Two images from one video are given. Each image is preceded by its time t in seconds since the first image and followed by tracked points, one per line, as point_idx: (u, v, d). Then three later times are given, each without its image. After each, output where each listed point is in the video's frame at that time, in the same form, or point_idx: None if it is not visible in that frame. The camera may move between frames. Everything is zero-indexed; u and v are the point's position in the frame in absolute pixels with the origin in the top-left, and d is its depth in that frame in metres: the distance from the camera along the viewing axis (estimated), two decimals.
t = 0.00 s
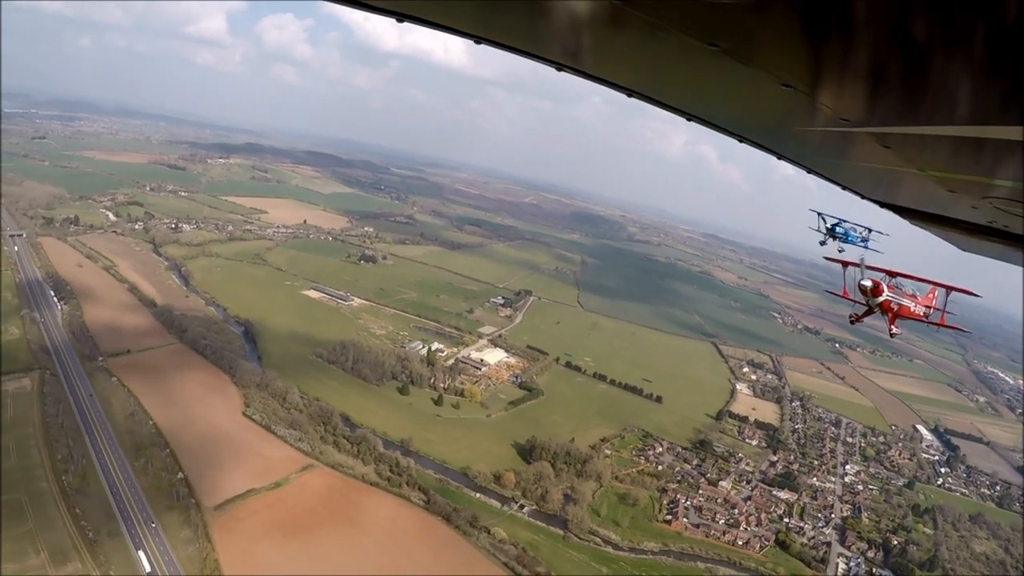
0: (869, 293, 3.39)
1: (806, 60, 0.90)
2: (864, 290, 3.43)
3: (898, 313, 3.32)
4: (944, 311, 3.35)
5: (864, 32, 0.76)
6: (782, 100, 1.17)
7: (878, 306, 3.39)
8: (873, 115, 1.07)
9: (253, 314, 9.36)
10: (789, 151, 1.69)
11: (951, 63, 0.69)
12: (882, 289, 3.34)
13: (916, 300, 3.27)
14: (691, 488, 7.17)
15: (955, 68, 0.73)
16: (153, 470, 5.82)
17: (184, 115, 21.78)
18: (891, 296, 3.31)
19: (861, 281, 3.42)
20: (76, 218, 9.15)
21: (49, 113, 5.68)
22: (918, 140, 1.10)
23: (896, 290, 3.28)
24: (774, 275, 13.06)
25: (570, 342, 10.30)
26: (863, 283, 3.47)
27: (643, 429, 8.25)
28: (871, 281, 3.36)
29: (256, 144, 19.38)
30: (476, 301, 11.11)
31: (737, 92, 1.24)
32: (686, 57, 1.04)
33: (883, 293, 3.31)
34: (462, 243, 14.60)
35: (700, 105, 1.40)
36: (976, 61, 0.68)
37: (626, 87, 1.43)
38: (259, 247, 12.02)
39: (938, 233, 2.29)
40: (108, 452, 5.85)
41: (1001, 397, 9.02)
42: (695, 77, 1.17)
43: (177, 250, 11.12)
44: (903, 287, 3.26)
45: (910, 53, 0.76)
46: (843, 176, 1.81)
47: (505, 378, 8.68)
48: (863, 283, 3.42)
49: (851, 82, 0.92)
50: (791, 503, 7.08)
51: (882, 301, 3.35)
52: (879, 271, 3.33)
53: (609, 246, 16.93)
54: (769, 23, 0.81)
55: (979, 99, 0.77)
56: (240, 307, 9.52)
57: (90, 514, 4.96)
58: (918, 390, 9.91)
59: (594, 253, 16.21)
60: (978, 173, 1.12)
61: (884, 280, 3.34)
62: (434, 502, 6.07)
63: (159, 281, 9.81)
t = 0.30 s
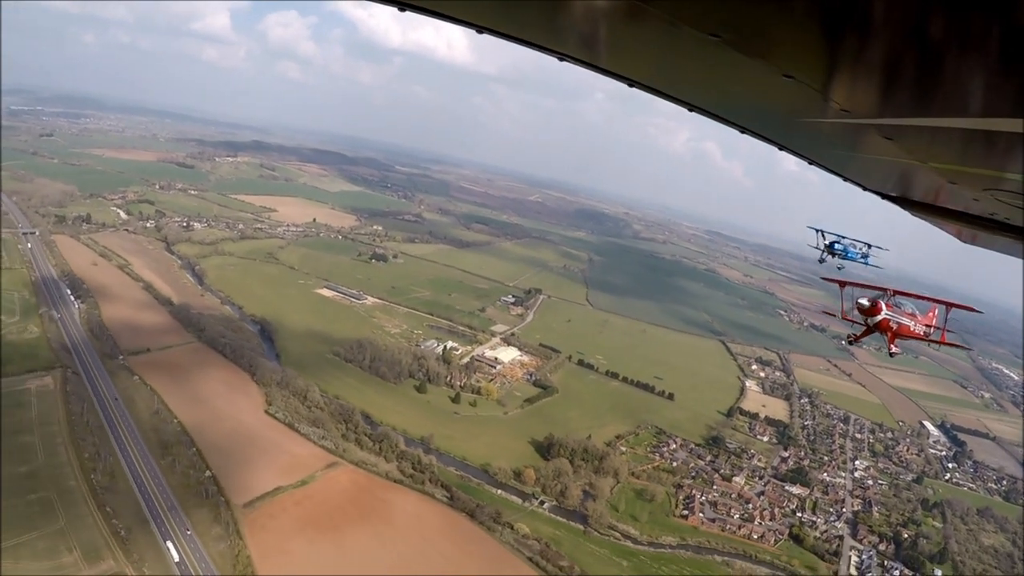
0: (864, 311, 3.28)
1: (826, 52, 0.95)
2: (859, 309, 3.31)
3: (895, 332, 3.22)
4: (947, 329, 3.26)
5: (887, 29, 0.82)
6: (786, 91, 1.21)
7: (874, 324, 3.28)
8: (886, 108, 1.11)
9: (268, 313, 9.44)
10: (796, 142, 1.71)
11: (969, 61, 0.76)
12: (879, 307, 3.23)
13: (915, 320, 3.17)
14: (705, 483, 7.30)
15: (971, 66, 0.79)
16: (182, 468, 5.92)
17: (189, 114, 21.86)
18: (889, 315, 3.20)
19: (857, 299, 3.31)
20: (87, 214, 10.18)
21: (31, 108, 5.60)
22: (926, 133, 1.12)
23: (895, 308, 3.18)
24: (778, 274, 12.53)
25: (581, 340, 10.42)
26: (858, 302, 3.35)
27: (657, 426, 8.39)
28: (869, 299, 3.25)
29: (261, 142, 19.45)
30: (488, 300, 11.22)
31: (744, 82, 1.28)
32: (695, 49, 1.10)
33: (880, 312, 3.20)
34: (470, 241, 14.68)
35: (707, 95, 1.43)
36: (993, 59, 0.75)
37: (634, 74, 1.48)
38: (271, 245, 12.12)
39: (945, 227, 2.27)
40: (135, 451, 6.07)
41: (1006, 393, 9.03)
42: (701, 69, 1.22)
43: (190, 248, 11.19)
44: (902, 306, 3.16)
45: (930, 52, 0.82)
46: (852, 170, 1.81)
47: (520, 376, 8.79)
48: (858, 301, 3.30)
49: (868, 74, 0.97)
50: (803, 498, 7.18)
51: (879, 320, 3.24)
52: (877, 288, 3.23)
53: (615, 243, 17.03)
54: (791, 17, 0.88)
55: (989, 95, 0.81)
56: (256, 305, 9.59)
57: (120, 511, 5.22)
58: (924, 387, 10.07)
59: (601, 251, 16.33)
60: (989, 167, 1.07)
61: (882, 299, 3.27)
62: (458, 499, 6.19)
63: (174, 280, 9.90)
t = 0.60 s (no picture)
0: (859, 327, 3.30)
1: (839, 54, 0.91)
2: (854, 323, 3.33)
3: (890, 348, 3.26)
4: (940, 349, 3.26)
5: (904, 29, 0.79)
6: (791, 95, 1.16)
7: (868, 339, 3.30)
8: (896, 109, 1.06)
9: (282, 320, 9.52)
10: (797, 142, 1.66)
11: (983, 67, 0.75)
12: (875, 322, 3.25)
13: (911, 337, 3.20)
14: (720, 486, 7.41)
15: (984, 68, 0.78)
16: (209, 475, 5.98)
17: (195, 122, 22.08)
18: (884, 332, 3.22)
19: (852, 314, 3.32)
20: (97, 222, 10.67)
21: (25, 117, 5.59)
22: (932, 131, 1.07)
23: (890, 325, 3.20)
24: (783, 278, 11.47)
25: (591, 346, 10.55)
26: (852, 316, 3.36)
27: (669, 430, 8.50)
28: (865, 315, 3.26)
29: (265, 149, 19.58)
30: (498, 306, 11.36)
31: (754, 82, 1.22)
32: (698, 51, 1.05)
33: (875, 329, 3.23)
34: (477, 248, 14.82)
35: (711, 93, 1.37)
36: (1004, 66, 0.74)
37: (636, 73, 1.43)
38: (282, 252, 12.23)
39: (945, 228, 2.23)
40: (161, 458, 6.13)
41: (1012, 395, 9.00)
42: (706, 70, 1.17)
43: (201, 255, 11.26)
44: (897, 324, 3.19)
45: (943, 56, 0.80)
46: (856, 171, 1.76)
47: (534, 382, 8.91)
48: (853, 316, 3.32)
49: (881, 75, 0.93)
50: (815, 500, 7.19)
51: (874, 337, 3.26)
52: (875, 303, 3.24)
53: (619, 249, 17.19)
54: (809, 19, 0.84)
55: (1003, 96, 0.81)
56: (269, 313, 9.67)
57: (151, 519, 5.29)
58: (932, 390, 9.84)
59: (605, 256, 16.49)
60: (996, 170, 1.08)
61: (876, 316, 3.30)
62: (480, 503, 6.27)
63: (187, 287, 9.98)
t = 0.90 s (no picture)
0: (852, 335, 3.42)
1: (853, 52, 0.94)
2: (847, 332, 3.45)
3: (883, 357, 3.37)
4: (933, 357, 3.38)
5: (916, 31, 0.81)
6: (801, 95, 1.24)
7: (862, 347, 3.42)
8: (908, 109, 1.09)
9: (296, 334, 9.61)
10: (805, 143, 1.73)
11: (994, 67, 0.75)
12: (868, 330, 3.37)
13: (905, 346, 3.33)
14: (733, 493, 7.53)
15: (993, 69, 0.79)
16: (234, 488, 6.03)
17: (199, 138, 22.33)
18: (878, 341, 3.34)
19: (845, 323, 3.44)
20: (105, 236, 10.85)
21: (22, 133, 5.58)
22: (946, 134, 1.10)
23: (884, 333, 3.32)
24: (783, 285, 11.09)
25: (600, 357, 10.70)
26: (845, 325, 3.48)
27: (681, 439, 8.64)
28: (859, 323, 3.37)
29: (268, 162, 19.75)
30: (507, 318, 11.51)
31: (763, 81, 1.29)
32: (711, 49, 1.12)
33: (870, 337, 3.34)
34: (483, 259, 14.98)
35: (720, 94, 1.46)
36: (1013, 67, 0.76)
37: (650, 75, 1.52)
38: (292, 265, 12.36)
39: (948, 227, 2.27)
40: (183, 471, 6.15)
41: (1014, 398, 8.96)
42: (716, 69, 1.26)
43: (211, 269, 11.34)
44: (892, 331, 3.29)
45: (954, 57, 0.81)
46: (864, 170, 1.80)
47: (546, 393, 9.03)
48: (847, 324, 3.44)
49: (894, 75, 0.95)
50: (826, 504, 7.27)
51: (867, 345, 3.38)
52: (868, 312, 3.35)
53: (622, 259, 17.40)
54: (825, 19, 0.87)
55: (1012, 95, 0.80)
56: (282, 326, 9.76)
57: (179, 532, 5.35)
58: (936, 395, 9.89)
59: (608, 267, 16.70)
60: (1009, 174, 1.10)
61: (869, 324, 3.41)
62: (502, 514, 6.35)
63: (198, 301, 10.06)
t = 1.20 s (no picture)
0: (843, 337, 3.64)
1: (858, 56, 0.98)
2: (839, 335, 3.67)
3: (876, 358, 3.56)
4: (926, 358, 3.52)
5: (924, 38, 0.86)
6: (809, 100, 1.28)
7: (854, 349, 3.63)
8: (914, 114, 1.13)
9: (307, 344, 9.69)
10: (807, 148, 1.75)
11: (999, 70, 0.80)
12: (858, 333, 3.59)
13: (896, 346, 3.52)
14: (742, 497, 7.67)
15: (997, 76, 0.83)
16: (257, 499, 6.09)
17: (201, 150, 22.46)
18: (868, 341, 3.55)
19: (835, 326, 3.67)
20: (112, 248, 10.95)
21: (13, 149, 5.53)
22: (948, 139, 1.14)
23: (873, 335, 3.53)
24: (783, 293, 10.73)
25: (607, 365, 10.86)
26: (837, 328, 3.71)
27: (689, 445, 8.79)
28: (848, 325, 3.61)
29: (269, 172, 19.83)
30: (514, 328, 11.64)
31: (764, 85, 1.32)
32: (716, 52, 1.16)
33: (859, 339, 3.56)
34: (486, 269, 15.12)
35: (726, 98, 1.49)
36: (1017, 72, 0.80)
37: (654, 78, 1.56)
38: (298, 276, 12.43)
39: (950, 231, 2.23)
40: (205, 482, 6.18)
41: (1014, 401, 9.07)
42: (724, 73, 1.30)
43: (218, 280, 11.38)
44: (882, 332, 3.50)
45: (960, 61, 0.85)
46: (866, 174, 1.81)
47: (556, 401, 9.16)
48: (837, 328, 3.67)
49: (900, 78, 0.99)
50: (835, 510, 7.19)
51: (858, 346, 3.59)
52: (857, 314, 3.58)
53: (623, 267, 17.59)
54: (834, 25, 0.92)
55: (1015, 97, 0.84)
56: (292, 337, 9.82)
57: (205, 542, 5.38)
58: (937, 399, 9.98)
59: (610, 275, 16.90)
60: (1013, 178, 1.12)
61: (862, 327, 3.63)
62: (519, 521, 6.43)
63: (207, 312, 10.10)
